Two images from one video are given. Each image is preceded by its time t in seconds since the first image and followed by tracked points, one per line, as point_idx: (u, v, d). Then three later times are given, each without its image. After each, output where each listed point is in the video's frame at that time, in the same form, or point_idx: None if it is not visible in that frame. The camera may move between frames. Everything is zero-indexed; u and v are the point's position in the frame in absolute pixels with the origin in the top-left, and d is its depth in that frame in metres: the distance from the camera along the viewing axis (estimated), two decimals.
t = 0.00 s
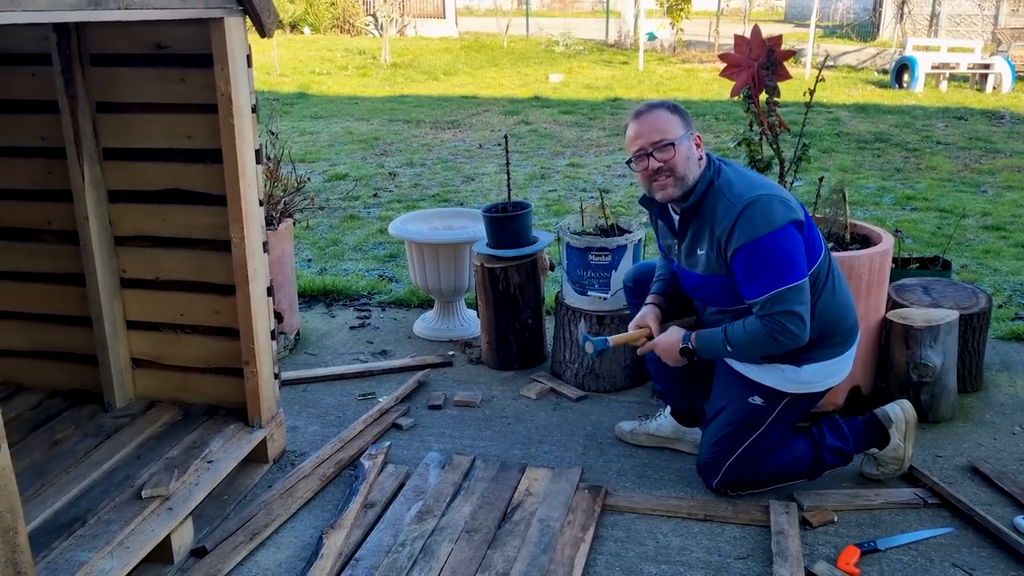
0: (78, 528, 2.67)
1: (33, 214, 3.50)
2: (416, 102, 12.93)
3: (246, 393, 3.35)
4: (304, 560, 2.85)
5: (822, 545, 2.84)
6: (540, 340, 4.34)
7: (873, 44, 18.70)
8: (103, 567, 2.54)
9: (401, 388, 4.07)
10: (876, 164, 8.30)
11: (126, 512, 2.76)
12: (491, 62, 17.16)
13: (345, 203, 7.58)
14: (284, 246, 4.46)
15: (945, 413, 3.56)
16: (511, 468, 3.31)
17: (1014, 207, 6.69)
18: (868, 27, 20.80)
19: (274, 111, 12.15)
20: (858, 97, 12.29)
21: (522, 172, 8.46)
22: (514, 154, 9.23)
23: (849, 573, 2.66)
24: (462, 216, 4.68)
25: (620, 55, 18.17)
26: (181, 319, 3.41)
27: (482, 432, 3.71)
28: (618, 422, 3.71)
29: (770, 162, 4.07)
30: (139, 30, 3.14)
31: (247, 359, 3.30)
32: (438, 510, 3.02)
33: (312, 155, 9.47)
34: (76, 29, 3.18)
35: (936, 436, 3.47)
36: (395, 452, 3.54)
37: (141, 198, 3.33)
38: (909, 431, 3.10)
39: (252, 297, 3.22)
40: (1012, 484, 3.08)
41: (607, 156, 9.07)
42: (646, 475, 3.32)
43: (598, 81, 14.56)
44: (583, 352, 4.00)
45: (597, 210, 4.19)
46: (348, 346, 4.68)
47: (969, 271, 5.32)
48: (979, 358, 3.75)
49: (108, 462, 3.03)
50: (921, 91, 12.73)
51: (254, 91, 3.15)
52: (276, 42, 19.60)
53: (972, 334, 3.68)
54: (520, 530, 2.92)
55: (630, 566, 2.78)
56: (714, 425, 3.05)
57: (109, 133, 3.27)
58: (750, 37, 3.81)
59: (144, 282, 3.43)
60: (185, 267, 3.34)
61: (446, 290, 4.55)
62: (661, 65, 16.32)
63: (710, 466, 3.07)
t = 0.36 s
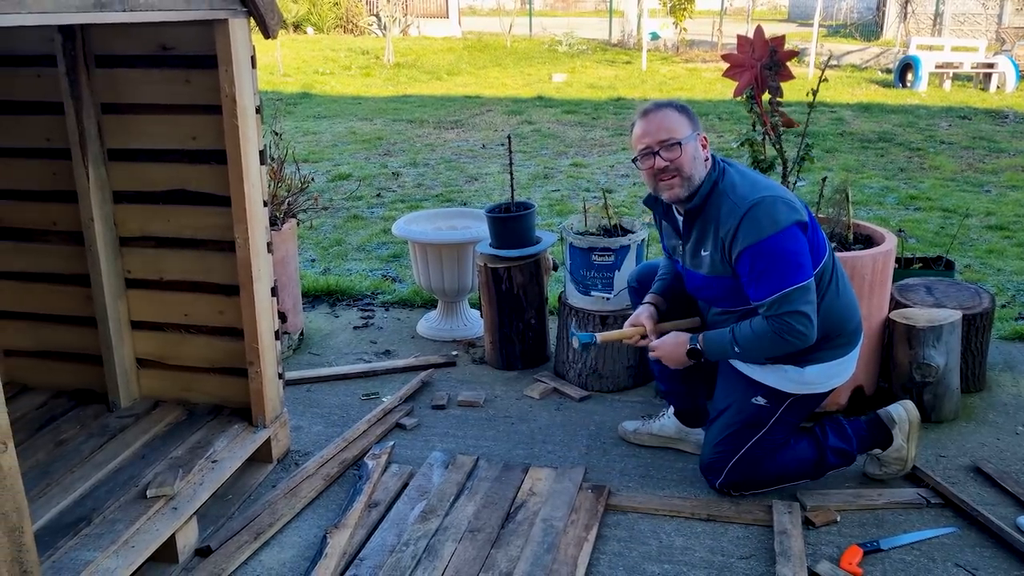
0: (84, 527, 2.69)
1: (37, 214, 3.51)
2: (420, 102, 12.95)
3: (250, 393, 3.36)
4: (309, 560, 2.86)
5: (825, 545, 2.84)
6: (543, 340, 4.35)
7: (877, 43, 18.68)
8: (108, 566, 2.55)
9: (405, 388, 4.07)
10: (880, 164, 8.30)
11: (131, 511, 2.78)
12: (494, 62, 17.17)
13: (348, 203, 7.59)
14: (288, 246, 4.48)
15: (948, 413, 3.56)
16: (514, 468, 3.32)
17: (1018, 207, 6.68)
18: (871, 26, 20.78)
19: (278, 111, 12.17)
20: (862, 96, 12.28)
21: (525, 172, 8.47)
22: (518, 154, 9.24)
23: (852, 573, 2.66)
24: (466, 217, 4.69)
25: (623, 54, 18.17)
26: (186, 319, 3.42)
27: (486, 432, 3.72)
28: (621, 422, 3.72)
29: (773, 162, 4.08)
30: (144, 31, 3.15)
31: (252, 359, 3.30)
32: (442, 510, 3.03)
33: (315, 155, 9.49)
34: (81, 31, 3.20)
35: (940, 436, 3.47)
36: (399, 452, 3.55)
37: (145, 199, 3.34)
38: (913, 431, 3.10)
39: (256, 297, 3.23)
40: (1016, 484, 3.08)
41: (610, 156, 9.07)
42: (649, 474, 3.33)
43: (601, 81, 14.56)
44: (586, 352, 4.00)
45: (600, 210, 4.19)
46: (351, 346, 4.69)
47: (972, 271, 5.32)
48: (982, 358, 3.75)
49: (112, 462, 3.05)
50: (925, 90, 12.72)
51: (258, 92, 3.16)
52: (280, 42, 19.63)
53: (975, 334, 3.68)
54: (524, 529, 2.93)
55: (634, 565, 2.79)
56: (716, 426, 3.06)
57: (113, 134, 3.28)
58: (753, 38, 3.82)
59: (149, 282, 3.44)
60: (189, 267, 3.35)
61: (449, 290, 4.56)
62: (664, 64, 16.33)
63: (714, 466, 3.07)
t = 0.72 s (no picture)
0: (88, 526, 2.70)
1: (42, 214, 3.52)
2: (423, 102, 12.96)
3: (254, 393, 3.37)
4: (313, 559, 2.87)
5: (828, 545, 2.84)
6: (546, 340, 4.35)
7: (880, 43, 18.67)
8: (112, 565, 2.56)
9: (408, 388, 4.08)
10: (883, 164, 8.30)
11: (135, 510, 2.78)
12: (497, 62, 17.18)
13: (352, 203, 7.60)
14: (292, 245, 4.48)
15: (951, 413, 3.56)
16: (518, 467, 3.32)
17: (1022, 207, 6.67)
18: (874, 25, 20.78)
19: (281, 110, 12.18)
20: (865, 96, 12.27)
21: (528, 172, 8.47)
22: (520, 154, 9.24)
23: (855, 572, 2.67)
24: (469, 216, 4.69)
25: (626, 54, 18.16)
26: (190, 319, 3.43)
27: (489, 431, 3.73)
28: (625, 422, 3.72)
29: (776, 162, 4.07)
30: (149, 32, 3.16)
31: (256, 359, 3.32)
32: (445, 510, 3.03)
33: (318, 155, 9.50)
34: (86, 32, 3.21)
35: (942, 436, 3.48)
36: (402, 452, 3.56)
37: (150, 198, 3.35)
38: (914, 428, 3.11)
39: (260, 297, 3.24)
40: (1019, 484, 3.08)
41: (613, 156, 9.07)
42: (652, 474, 3.33)
43: (604, 81, 14.56)
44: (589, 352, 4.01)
45: (604, 210, 4.20)
46: (355, 346, 4.70)
47: (976, 271, 5.32)
48: (986, 358, 3.75)
49: (117, 461, 3.06)
50: (928, 90, 12.71)
51: (262, 92, 3.16)
52: (283, 41, 19.65)
53: (978, 334, 3.68)
54: (527, 529, 2.93)
55: (637, 565, 2.80)
56: (719, 426, 3.06)
57: (118, 134, 3.29)
58: (756, 38, 3.82)
59: (153, 282, 3.45)
60: (194, 267, 3.35)
61: (452, 291, 4.57)
62: (667, 63, 16.33)
63: (718, 466, 3.08)
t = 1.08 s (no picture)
0: (88, 525, 2.70)
1: (43, 214, 3.53)
2: (425, 101, 12.96)
3: (255, 392, 3.37)
4: (313, 558, 2.87)
5: (828, 545, 2.84)
6: (548, 340, 4.35)
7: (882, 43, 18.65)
8: (112, 564, 2.56)
9: (409, 387, 4.08)
10: (885, 163, 8.28)
11: (136, 509, 2.78)
12: (498, 61, 17.18)
13: (353, 202, 7.60)
14: (292, 245, 4.48)
15: (952, 413, 3.56)
16: (518, 467, 3.32)
17: None
18: (876, 25, 20.77)
19: (282, 110, 12.19)
20: (867, 95, 12.25)
21: (529, 172, 8.47)
22: (522, 154, 9.24)
23: (855, 572, 2.66)
24: (470, 216, 4.69)
25: (628, 54, 18.16)
26: (191, 319, 3.43)
27: (489, 431, 3.73)
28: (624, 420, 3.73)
29: (777, 162, 4.06)
30: (149, 31, 3.16)
31: (256, 358, 3.31)
32: (445, 509, 3.03)
33: (319, 155, 9.50)
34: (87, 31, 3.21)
35: (943, 435, 3.47)
36: (403, 451, 3.55)
37: (150, 197, 3.35)
38: (920, 437, 3.08)
39: (260, 296, 3.24)
40: (1020, 484, 3.08)
41: (615, 155, 9.06)
42: (652, 474, 3.33)
43: (606, 80, 14.56)
44: (590, 352, 4.01)
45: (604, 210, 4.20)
46: (356, 345, 4.70)
47: (977, 270, 5.31)
48: (987, 357, 3.74)
49: (117, 460, 3.06)
50: (930, 90, 12.69)
51: (262, 91, 3.16)
52: (284, 41, 19.65)
53: (980, 334, 3.68)
54: (527, 528, 2.93)
55: (637, 564, 2.79)
56: (718, 423, 3.07)
57: (118, 133, 3.29)
58: (758, 37, 3.81)
59: (154, 281, 3.45)
60: (194, 266, 3.36)
61: (453, 290, 4.57)
62: (669, 63, 16.32)
63: (716, 462, 3.08)
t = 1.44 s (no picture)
0: (88, 526, 2.69)
1: (43, 214, 3.52)
2: (426, 101, 12.96)
3: (255, 393, 3.36)
4: (313, 559, 2.87)
5: (829, 546, 2.83)
6: (548, 340, 4.35)
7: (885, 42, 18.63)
8: (112, 565, 2.55)
9: (409, 387, 4.07)
10: (886, 163, 8.27)
11: (135, 510, 2.78)
12: (500, 61, 17.17)
13: (353, 202, 7.59)
14: (293, 245, 4.47)
15: (954, 413, 3.55)
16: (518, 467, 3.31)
17: None
18: (878, 24, 20.75)
19: (283, 110, 12.19)
20: (869, 95, 12.23)
21: (530, 172, 8.46)
22: (523, 154, 9.23)
23: (856, 573, 2.65)
24: (471, 216, 4.68)
25: (630, 54, 18.14)
26: (191, 319, 3.43)
27: (490, 431, 3.72)
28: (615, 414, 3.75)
29: (778, 162, 4.05)
30: (150, 31, 3.16)
31: (257, 359, 3.31)
32: (445, 510, 3.03)
33: (320, 154, 9.50)
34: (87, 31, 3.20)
35: (945, 436, 3.46)
36: (403, 452, 3.55)
37: (150, 197, 3.35)
38: (921, 439, 3.08)
39: (261, 297, 3.24)
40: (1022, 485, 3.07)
41: (616, 155, 9.05)
42: (653, 474, 3.32)
43: (608, 80, 14.54)
44: (590, 352, 4.00)
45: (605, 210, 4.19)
46: (356, 346, 4.69)
47: (979, 271, 5.30)
48: (988, 358, 3.73)
49: (117, 460, 3.05)
50: (933, 90, 12.66)
51: (262, 91, 3.16)
52: (286, 41, 19.65)
53: (981, 334, 3.67)
54: (527, 529, 2.92)
55: (637, 566, 2.79)
56: (718, 423, 3.06)
57: (119, 133, 3.29)
58: (759, 37, 3.80)
59: (154, 281, 3.45)
60: (195, 266, 3.35)
61: (454, 290, 4.56)
62: (671, 63, 16.30)
63: (716, 462, 3.07)
